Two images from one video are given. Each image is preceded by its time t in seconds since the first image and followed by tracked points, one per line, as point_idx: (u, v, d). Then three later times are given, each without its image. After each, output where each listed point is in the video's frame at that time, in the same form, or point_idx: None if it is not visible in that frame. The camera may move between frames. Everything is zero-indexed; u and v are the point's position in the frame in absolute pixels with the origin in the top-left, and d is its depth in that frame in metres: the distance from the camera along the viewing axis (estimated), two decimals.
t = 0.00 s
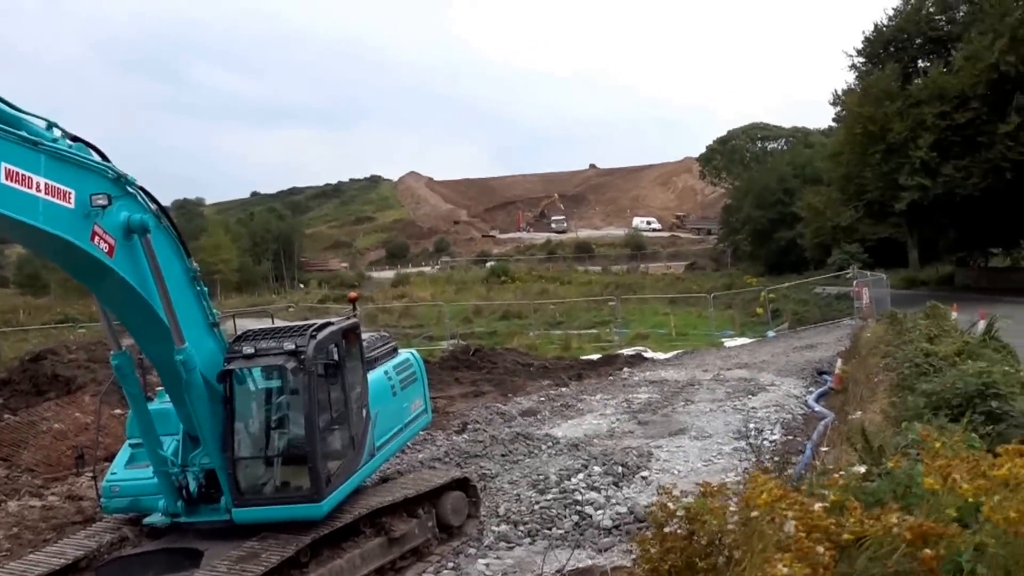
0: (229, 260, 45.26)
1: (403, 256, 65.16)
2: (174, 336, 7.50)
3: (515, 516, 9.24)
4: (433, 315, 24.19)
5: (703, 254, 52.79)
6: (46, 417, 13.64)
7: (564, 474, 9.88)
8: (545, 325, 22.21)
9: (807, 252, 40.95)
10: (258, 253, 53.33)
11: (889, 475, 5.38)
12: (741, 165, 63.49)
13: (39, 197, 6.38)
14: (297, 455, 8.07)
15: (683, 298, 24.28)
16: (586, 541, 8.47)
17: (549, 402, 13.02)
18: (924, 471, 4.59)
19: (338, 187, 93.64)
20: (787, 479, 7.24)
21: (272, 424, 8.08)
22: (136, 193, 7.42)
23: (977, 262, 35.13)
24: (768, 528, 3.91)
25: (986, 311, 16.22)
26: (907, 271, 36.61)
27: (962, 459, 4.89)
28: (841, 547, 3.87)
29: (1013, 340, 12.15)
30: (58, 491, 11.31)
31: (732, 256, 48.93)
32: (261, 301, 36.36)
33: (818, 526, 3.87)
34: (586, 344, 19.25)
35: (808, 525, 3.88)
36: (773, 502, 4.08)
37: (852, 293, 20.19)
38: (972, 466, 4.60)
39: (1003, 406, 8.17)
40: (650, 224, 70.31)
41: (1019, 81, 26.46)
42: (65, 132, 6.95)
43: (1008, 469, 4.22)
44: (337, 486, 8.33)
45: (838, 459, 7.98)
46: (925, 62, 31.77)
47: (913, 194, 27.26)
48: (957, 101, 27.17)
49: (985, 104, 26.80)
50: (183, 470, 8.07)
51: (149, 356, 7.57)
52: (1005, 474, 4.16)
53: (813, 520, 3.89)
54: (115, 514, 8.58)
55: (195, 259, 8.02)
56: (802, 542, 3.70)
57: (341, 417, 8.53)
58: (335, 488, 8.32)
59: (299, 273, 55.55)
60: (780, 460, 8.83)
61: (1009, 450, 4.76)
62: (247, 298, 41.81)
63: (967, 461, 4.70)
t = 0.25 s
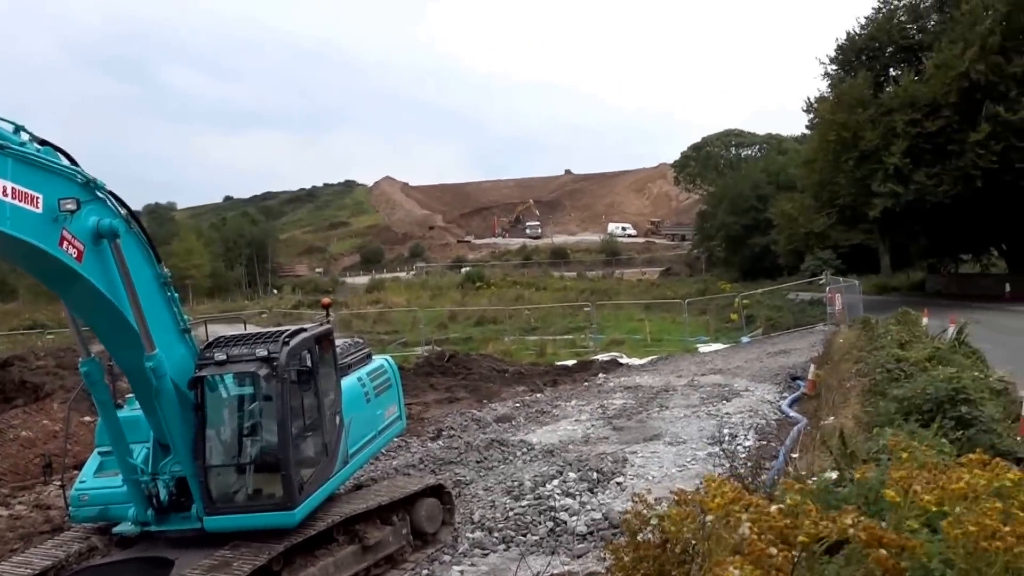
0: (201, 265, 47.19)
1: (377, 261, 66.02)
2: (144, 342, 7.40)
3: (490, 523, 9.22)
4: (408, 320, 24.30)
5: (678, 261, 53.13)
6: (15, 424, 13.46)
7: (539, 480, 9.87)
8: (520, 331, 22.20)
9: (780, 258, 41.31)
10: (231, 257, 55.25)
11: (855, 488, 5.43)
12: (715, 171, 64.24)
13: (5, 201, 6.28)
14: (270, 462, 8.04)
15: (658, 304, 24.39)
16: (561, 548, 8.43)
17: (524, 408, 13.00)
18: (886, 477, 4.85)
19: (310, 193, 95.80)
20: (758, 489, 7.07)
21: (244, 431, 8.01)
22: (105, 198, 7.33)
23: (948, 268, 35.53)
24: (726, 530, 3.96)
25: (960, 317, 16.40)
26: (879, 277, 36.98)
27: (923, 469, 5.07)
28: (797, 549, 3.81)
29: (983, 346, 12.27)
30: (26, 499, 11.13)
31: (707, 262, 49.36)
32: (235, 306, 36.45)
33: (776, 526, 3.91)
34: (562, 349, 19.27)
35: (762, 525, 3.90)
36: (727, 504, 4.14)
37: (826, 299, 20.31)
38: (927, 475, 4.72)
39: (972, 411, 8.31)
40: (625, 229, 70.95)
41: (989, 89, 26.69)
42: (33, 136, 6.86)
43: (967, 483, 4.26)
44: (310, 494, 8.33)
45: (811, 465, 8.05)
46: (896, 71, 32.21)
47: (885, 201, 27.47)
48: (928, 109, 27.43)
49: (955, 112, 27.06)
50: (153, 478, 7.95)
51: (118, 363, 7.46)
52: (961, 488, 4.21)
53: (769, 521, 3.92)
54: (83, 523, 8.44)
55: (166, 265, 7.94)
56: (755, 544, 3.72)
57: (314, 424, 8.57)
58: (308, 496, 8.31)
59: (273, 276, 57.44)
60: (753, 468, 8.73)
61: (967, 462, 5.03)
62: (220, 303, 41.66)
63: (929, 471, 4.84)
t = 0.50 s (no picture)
0: (178, 270, 48.95)
1: (355, 266, 67.26)
2: (119, 348, 7.35)
3: (468, 528, 9.21)
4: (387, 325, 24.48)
5: (656, 264, 53.77)
6: None
7: (517, 485, 9.87)
8: (499, 336, 22.22)
9: (758, 264, 41.67)
10: (207, 264, 56.74)
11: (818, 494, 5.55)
12: (693, 177, 64.82)
13: None
14: (246, 468, 7.99)
15: (635, 308, 24.55)
16: (538, 553, 8.41)
17: (503, 413, 12.99)
18: (862, 486, 4.80)
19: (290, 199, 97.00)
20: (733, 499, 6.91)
21: (221, 437, 7.98)
22: (81, 203, 7.28)
23: (926, 272, 35.79)
24: (712, 554, 3.84)
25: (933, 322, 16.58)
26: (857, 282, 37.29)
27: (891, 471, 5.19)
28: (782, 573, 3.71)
29: (957, 351, 12.33)
30: None
31: (686, 267, 49.73)
32: (212, 311, 36.60)
33: (761, 551, 3.78)
34: (539, 354, 19.31)
35: (751, 551, 3.80)
36: (717, 528, 4.04)
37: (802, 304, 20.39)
38: (902, 476, 4.86)
39: (948, 416, 8.33)
40: (604, 234, 71.55)
41: (965, 95, 26.72)
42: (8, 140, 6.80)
43: (938, 483, 4.47)
44: (287, 500, 8.29)
45: (787, 470, 8.11)
46: (873, 77, 32.40)
47: (863, 206, 27.54)
48: (904, 115, 27.65)
49: (932, 118, 27.16)
50: (128, 485, 7.91)
51: (93, 369, 7.40)
52: (935, 487, 4.39)
53: (758, 548, 3.81)
54: (57, 530, 8.37)
55: (142, 270, 7.90)
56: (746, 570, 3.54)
57: (290, 430, 8.55)
58: (285, 502, 8.27)
59: (249, 282, 58.68)
60: (729, 474, 8.73)
61: (935, 466, 5.18)
62: (199, 308, 41.68)
63: (895, 472, 5.04)
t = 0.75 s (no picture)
0: (160, 274, 48.70)
1: (338, 269, 67.25)
2: (99, 352, 7.28)
3: (450, 533, 9.19)
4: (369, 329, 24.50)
5: (639, 268, 54.12)
6: None
7: (499, 490, 9.86)
8: (482, 340, 22.18)
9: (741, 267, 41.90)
10: (189, 267, 56.84)
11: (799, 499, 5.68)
12: (676, 181, 65.15)
13: None
14: (227, 473, 7.94)
15: (618, 313, 24.62)
16: (521, 557, 8.39)
17: (485, 417, 12.98)
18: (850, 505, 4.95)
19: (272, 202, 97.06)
20: (713, 506, 6.87)
21: (201, 442, 7.93)
22: (59, 207, 7.22)
23: (906, 275, 36.03)
24: (679, 547, 3.90)
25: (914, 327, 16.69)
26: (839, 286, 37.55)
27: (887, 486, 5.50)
28: (752, 569, 3.82)
29: (936, 354, 12.39)
30: None
31: (668, 271, 49.96)
32: (194, 315, 36.50)
33: (730, 546, 3.92)
34: (522, 358, 19.29)
35: (719, 547, 3.91)
36: (683, 525, 4.22)
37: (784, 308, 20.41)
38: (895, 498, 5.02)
39: (927, 419, 8.32)
40: (587, 238, 71.82)
41: (946, 99, 26.67)
42: None
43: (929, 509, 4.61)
44: (268, 505, 8.25)
45: (768, 474, 8.13)
46: (854, 82, 32.54)
47: (844, 209, 28.05)
48: (884, 120, 27.86)
49: (912, 123, 27.28)
50: (107, 490, 7.84)
51: (72, 374, 7.33)
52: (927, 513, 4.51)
53: (725, 544, 3.92)
54: (35, 536, 8.30)
55: (121, 274, 7.84)
56: (710, 564, 3.65)
57: (271, 435, 8.52)
58: (266, 506, 8.25)
59: (231, 285, 58.76)
60: (711, 479, 8.74)
61: (932, 488, 5.42)
62: (180, 313, 41.45)
63: (887, 496, 5.08)
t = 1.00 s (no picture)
0: (145, 277, 48.54)
1: (325, 272, 67.19)
2: (82, 356, 7.24)
3: (437, 537, 9.17)
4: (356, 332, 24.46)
5: (626, 271, 54.30)
6: None
7: (486, 494, 9.85)
8: (469, 343, 22.19)
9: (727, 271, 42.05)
10: (174, 270, 56.74)
11: (781, 502, 5.77)
12: (662, 184, 65.39)
13: None
14: (211, 478, 7.89)
15: (605, 316, 24.68)
16: (508, 561, 8.36)
17: (472, 421, 12.96)
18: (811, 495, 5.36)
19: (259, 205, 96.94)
20: (699, 511, 6.87)
21: (186, 446, 7.88)
22: (43, 210, 7.17)
23: (891, 279, 36.22)
24: (651, 552, 4.05)
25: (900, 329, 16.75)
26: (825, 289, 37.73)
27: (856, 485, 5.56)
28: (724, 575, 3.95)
29: (922, 358, 12.44)
30: None
31: (655, 274, 50.09)
32: (180, 318, 36.40)
33: (701, 547, 4.04)
34: (509, 361, 19.28)
35: (687, 548, 4.04)
36: (651, 526, 4.41)
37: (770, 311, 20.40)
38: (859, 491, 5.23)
39: (912, 422, 8.37)
40: (574, 241, 71.99)
41: (931, 104, 26.77)
42: None
43: (890, 496, 4.79)
44: (253, 510, 8.22)
45: (755, 477, 8.16)
46: (839, 87, 32.85)
47: (829, 212, 28.23)
48: (870, 124, 28.02)
49: (897, 127, 27.44)
50: (91, 495, 7.78)
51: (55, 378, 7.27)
52: (887, 500, 4.70)
53: (693, 543, 4.07)
54: (17, 542, 8.23)
55: (105, 277, 7.79)
56: (678, 567, 3.83)
57: (257, 439, 8.49)
58: (251, 510, 8.21)
59: (217, 289, 58.72)
60: (697, 482, 8.74)
61: (889, 477, 5.66)
62: (166, 316, 41.25)
63: (856, 490, 5.19)
